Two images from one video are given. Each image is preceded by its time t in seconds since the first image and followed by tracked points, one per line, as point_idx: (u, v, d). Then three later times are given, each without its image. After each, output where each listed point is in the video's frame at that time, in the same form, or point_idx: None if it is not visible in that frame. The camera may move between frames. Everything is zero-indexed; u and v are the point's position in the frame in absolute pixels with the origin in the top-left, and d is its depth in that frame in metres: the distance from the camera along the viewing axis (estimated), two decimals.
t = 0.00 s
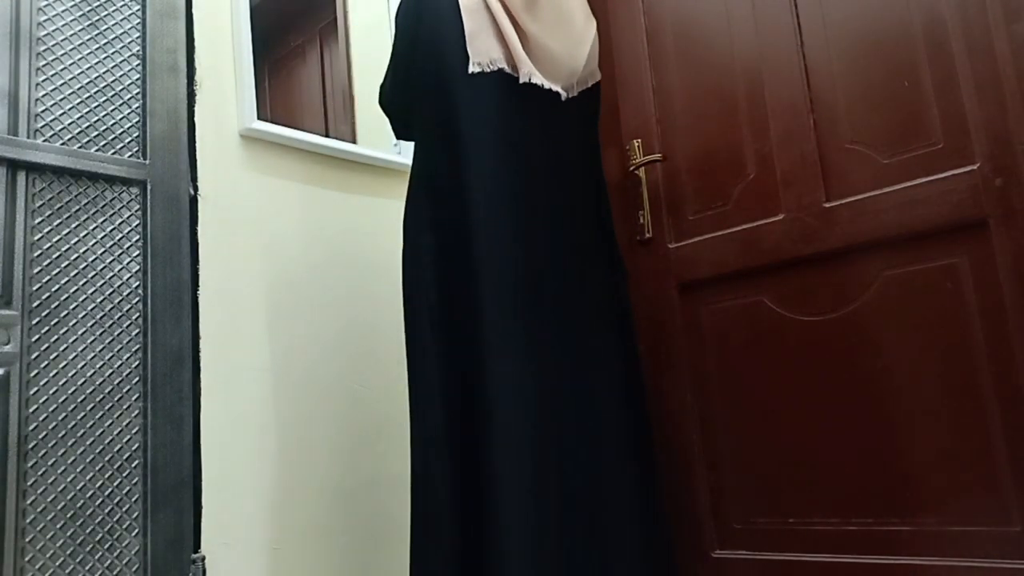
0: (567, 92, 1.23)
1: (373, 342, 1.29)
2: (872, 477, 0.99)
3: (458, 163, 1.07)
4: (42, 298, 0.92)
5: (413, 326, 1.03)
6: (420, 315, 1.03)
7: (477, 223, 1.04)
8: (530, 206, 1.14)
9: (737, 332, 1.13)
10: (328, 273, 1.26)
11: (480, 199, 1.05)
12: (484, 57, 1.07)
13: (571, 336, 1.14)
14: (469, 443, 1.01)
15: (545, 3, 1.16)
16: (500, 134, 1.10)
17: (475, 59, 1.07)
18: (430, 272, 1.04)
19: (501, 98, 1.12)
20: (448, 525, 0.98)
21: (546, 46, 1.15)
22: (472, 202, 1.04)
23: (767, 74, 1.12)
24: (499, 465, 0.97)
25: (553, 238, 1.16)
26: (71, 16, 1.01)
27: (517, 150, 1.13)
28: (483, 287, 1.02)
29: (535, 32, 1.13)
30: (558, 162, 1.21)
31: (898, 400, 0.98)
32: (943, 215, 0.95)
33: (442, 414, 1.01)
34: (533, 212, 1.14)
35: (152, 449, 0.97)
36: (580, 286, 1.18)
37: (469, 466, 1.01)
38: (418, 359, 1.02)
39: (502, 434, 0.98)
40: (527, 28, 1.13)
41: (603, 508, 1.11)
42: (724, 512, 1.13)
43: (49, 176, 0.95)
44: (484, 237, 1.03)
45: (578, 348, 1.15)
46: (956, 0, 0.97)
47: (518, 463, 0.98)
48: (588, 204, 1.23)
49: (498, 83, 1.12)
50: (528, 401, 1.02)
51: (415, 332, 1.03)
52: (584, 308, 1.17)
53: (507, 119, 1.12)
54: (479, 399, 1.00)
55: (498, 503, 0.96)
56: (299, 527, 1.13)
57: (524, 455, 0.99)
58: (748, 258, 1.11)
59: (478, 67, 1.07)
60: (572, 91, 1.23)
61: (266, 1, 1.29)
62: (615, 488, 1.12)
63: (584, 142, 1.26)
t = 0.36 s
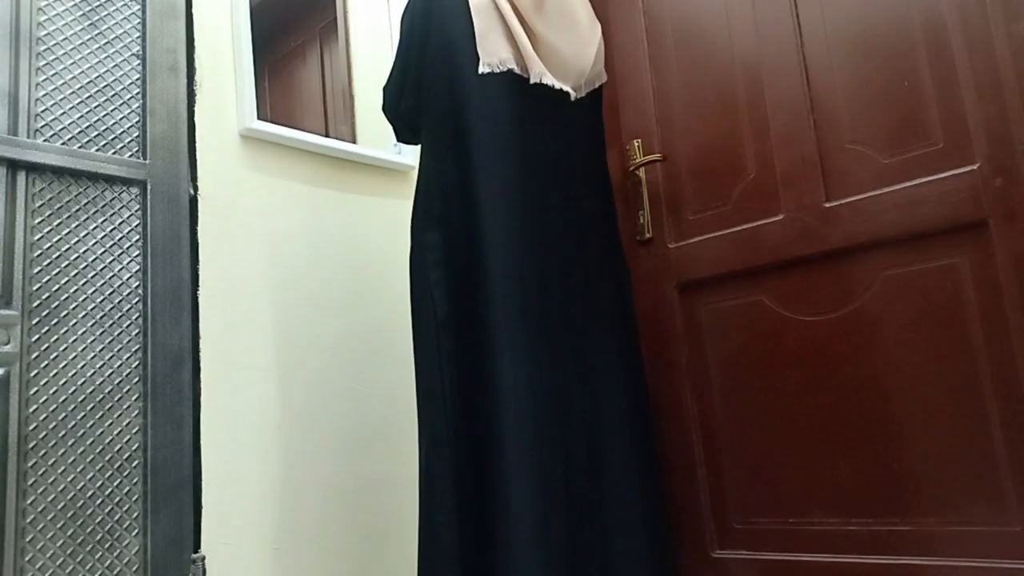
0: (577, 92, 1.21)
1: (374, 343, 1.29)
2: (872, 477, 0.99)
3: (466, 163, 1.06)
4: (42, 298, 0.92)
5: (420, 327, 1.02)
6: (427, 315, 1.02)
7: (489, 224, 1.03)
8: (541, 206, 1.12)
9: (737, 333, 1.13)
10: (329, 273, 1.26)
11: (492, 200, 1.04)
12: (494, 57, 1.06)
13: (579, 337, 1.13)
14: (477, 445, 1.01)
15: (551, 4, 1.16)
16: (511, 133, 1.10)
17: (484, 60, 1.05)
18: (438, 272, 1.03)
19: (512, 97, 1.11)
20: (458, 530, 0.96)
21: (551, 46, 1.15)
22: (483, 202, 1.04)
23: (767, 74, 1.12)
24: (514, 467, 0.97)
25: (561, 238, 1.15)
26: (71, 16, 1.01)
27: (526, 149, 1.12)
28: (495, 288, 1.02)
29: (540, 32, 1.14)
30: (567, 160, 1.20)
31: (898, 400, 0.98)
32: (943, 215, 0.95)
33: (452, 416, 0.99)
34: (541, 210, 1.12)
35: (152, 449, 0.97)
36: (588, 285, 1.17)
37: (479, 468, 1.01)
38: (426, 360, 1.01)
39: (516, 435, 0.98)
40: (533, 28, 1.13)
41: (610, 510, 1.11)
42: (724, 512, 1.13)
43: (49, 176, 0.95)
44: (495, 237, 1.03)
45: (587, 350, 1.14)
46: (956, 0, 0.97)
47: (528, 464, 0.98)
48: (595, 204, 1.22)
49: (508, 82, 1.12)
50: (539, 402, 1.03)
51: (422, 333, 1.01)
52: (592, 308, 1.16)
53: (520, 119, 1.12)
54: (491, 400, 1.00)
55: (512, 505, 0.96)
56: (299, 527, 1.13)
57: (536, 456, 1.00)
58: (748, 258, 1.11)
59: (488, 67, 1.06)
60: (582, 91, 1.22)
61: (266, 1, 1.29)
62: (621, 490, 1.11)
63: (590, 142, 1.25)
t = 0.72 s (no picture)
0: (580, 94, 1.21)
1: (375, 342, 1.29)
2: (872, 477, 0.99)
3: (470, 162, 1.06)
4: (42, 298, 0.92)
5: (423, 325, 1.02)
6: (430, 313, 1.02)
7: (495, 221, 1.03)
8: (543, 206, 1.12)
9: (737, 333, 1.13)
10: (329, 273, 1.26)
11: (495, 197, 1.04)
12: (497, 58, 1.07)
13: (582, 336, 1.13)
14: (481, 443, 1.01)
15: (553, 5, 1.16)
16: (514, 132, 1.10)
17: (487, 61, 1.06)
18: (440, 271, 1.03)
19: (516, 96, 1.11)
20: (462, 529, 0.96)
21: (554, 47, 1.15)
22: (487, 199, 1.04)
23: (767, 74, 1.12)
24: (518, 465, 0.97)
25: (564, 237, 1.15)
26: (71, 16, 1.01)
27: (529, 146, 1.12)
28: (499, 286, 1.01)
29: (543, 32, 1.13)
30: (571, 158, 1.20)
31: (898, 400, 0.98)
32: (943, 215, 0.95)
33: (455, 414, 0.99)
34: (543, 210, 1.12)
35: (152, 449, 0.97)
36: (592, 285, 1.17)
37: (483, 465, 1.01)
38: (429, 358, 1.01)
39: (521, 433, 0.98)
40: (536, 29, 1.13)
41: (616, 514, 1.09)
42: (724, 512, 1.13)
43: (49, 176, 0.95)
44: (499, 235, 1.03)
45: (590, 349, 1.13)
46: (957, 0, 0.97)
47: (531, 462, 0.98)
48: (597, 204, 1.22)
49: (511, 81, 1.12)
50: (543, 400, 1.03)
51: (426, 332, 1.01)
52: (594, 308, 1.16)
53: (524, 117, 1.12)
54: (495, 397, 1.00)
55: (516, 503, 0.96)
56: (299, 527, 1.13)
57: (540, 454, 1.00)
58: (748, 258, 1.11)
59: (491, 68, 1.06)
60: (584, 92, 1.22)
61: (265, 2, 1.29)
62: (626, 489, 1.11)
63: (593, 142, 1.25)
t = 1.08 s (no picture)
0: (581, 92, 1.21)
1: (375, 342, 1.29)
2: (872, 477, 0.99)
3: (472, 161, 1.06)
4: (42, 298, 0.92)
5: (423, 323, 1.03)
6: (430, 312, 1.02)
7: (493, 221, 1.03)
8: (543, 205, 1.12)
9: (737, 333, 1.13)
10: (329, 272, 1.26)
11: (495, 197, 1.04)
12: (496, 58, 1.07)
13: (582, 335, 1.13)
14: (481, 442, 1.01)
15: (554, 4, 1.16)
16: (515, 131, 1.10)
17: (487, 61, 1.07)
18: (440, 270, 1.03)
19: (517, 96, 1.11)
20: (463, 528, 0.96)
21: (555, 47, 1.15)
22: (486, 199, 1.04)
23: (767, 74, 1.12)
24: (517, 464, 0.97)
25: (566, 236, 1.15)
26: (71, 16, 1.01)
27: (529, 146, 1.12)
28: (497, 286, 1.01)
29: (543, 31, 1.13)
30: (572, 158, 1.19)
31: (898, 400, 0.98)
32: (943, 215, 0.95)
33: (456, 413, 0.99)
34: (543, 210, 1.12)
35: (152, 449, 0.97)
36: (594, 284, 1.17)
37: (484, 465, 1.01)
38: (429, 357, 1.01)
39: (519, 433, 0.98)
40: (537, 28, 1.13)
41: (616, 516, 1.09)
42: (724, 512, 1.13)
43: (49, 176, 0.95)
44: (498, 234, 1.03)
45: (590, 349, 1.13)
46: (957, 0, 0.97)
47: (531, 462, 0.98)
48: (598, 203, 1.22)
49: (512, 82, 1.11)
50: (543, 400, 1.03)
51: (425, 331, 1.02)
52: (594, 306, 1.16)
53: (526, 118, 1.12)
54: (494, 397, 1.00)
55: (515, 503, 0.96)
56: (300, 527, 1.13)
57: (538, 453, 1.00)
58: (748, 258, 1.11)
59: (491, 68, 1.07)
60: (587, 90, 1.22)
61: (265, 2, 1.29)
62: (626, 489, 1.11)
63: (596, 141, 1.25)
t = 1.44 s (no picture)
0: (582, 92, 1.21)
1: (375, 342, 1.29)
2: (872, 477, 0.99)
3: (471, 162, 1.06)
4: (42, 298, 0.92)
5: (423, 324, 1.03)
6: (429, 313, 1.02)
7: (492, 222, 1.03)
8: (543, 206, 1.12)
9: (737, 333, 1.13)
10: (328, 273, 1.26)
11: (494, 197, 1.04)
12: (495, 58, 1.07)
13: (582, 335, 1.13)
14: (481, 443, 1.01)
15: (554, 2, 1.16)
16: (515, 131, 1.09)
17: (485, 61, 1.07)
18: (440, 270, 1.03)
19: (517, 96, 1.11)
20: (462, 530, 0.96)
21: (554, 47, 1.15)
22: (486, 200, 1.04)
23: (767, 74, 1.12)
24: (515, 465, 0.97)
25: (565, 236, 1.15)
26: (71, 16, 1.01)
27: (529, 146, 1.12)
28: (496, 286, 1.01)
29: (542, 30, 1.13)
30: (572, 158, 1.19)
31: (899, 400, 0.98)
32: (943, 215, 0.95)
33: (456, 414, 0.99)
34: (543, 211, 1.12)
35: (152, 449, 0.97)
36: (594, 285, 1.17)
37: (484, 466, 1.00)
38: (428, 358, 1.01)
39: (518, 433, 0.98)
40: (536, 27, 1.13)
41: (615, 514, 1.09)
42: (724, 512, 1.13)
43: (48, 176, 0.95)
44: (497, 235, 1.03)
45: (591, 350, 1.13)
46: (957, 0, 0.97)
47: (530, 462, 0.98)
48: (598, 203, 1.22)
49: (512, 82, 1.11)
50: (541, 401, 1.03)
51: (424, 331, 1.02)
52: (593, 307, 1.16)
53: (527, 118, 1.12)
54: (492, 398, 1.00)
55: (513, 504, 0.96)
56: (300, 527, 1.13)
57: (536, 454, 0.99)
58: (748, 258, 1.11)
59: (490, 67, 1.07)
60: (587, 88, 1.22)
61: (265, 2, 1.29)
62: (626, 489, 1.10)
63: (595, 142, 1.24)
